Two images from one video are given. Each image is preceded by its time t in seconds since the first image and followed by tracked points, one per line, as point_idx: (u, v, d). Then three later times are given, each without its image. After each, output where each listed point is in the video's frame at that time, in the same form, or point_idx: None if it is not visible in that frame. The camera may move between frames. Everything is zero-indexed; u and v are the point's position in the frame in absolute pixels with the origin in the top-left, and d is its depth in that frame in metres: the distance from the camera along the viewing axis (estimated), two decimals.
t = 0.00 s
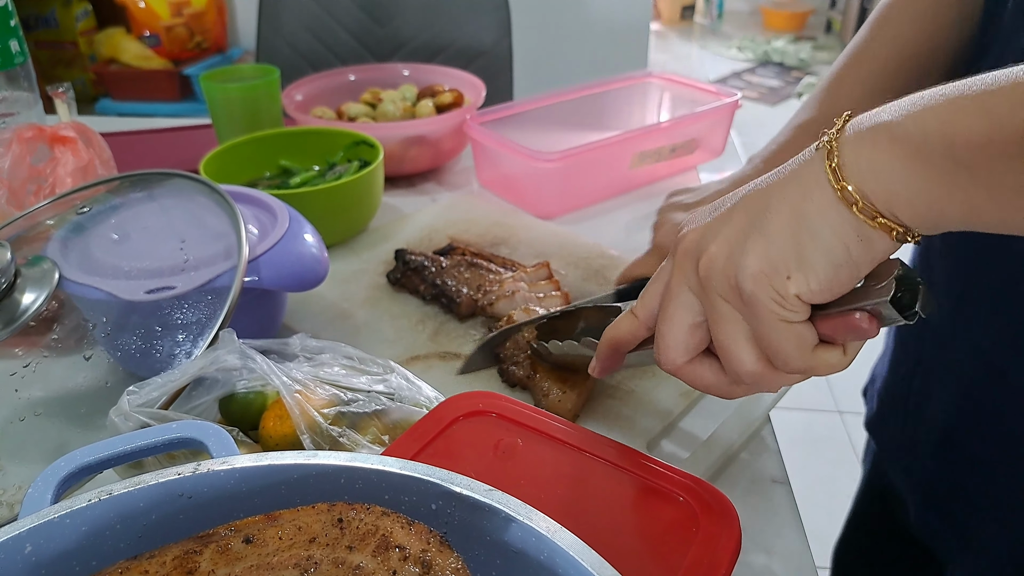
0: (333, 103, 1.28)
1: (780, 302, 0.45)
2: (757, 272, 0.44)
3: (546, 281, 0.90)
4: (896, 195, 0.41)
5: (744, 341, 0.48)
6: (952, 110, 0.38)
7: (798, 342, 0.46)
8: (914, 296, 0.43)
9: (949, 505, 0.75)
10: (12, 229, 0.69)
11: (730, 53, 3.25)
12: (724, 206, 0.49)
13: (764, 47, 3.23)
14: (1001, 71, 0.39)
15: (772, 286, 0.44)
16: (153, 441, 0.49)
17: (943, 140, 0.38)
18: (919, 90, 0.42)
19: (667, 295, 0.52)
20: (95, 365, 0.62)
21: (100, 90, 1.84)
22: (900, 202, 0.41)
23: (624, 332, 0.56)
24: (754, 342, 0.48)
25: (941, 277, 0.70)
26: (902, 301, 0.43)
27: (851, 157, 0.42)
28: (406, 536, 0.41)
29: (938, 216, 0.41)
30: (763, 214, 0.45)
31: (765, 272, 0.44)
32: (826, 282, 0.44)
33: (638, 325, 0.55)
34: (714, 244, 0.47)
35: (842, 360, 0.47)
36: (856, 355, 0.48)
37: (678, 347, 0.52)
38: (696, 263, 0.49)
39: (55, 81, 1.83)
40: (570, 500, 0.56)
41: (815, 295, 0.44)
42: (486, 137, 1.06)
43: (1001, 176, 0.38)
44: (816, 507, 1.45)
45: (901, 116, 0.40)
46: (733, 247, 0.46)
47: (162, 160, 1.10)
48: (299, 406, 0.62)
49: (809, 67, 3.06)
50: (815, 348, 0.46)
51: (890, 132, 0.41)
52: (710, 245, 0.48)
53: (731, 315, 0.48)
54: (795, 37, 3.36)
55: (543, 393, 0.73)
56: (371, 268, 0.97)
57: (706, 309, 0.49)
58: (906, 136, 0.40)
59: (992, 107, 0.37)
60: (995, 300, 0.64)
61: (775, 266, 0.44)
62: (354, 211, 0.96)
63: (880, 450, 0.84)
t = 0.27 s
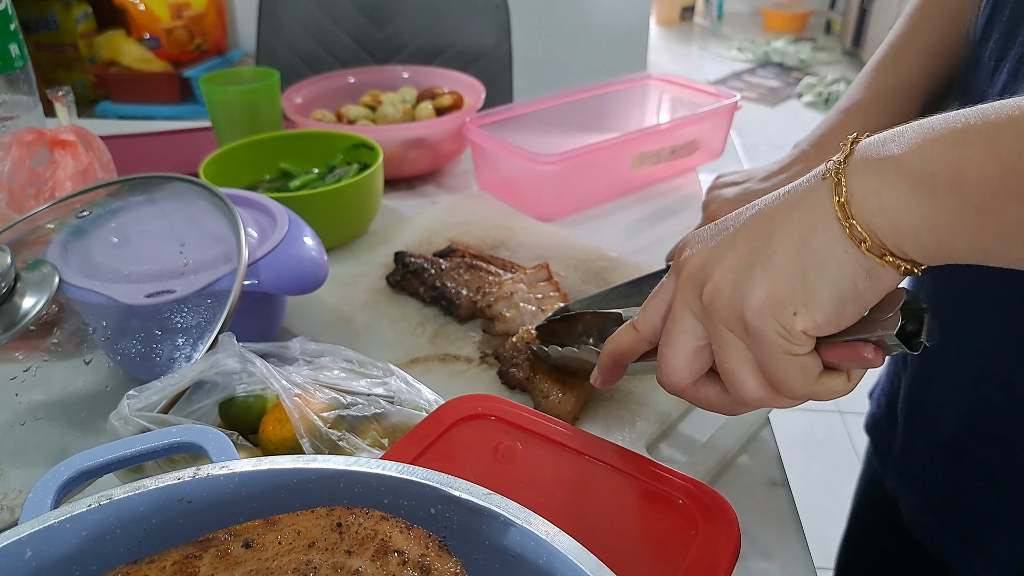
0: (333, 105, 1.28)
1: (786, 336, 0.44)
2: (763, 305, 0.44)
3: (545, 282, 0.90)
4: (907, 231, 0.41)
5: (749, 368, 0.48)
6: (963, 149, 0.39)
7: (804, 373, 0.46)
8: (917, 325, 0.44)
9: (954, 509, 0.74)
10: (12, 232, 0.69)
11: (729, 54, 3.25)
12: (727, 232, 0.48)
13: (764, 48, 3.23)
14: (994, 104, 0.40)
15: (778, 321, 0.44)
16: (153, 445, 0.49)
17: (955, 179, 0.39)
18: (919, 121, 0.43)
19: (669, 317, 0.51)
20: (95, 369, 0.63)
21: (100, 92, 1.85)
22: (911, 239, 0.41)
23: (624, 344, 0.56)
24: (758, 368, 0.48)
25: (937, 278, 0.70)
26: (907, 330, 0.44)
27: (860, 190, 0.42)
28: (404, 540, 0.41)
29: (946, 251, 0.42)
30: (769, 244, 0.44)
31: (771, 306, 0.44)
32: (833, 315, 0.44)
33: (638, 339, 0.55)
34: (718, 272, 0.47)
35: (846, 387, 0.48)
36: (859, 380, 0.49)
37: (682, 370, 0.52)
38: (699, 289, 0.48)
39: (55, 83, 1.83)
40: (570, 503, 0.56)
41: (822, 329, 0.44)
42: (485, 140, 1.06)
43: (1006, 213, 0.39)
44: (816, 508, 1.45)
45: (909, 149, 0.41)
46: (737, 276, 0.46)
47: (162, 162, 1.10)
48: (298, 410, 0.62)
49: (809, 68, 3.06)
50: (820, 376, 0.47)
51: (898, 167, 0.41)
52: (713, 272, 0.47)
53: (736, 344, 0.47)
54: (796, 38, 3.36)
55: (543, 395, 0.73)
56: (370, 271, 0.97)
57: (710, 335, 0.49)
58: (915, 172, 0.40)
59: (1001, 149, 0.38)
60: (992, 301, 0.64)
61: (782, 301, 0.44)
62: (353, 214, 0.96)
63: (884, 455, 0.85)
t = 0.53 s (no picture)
0: (333, 107, 1.28)
1: (809, 356, 0.45)
2: (785, 328, 0.45)
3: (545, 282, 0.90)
4: (938, 255, 0.42)
5: (765, 375, 0.49)
6: (996, 174, 0.39)
7: (822, 383, 0.47)
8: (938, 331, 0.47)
9: (948, 506, 0.75)
10: (12, 235, 0.69)
11: (729, 53, 3.24)
12: (741, 233, 0.47)
13: (764, 47, 3.22)
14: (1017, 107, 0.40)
15: (800, 341, 0.45)
16: (151, 448, 0.49)
17: (988, 205, 0.40)
18: (943, 120, 0.42)
19: (679, 322, 0.51)
20: (94, 371, 0.62)
21: (100, 94, 1.85)
22: (940, 260, 0.42)
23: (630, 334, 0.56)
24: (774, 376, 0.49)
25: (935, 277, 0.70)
26: (929, 335, 0.47)
27: (892, 209, 0.42)
28: (403, 544, 0.41)
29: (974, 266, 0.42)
30: (790, 263, 0.44)
31: (794, 329, 0.44)
32: (855, 335, 0.44)
33: (645, 329, 0.55)
34: (733, 290, 0.46)
35: (861, 389, 0.50)
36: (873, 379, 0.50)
37: (692, 376, 0.53)
38: (714, 301, 0.48)
39: (56, 86, 1.84)
40: (570, 505, 0.56)
41: (844, 347, 0.45)
42: (485, 141, 1.06)
43: None
44: (817, 509, 1.45)
45: (944, 168, 0.40)
46: (757, 293, 0.45)
47: (162, 164, 1.10)
48: (298, 412, 0.62)
49: (810, 67, 3.06)
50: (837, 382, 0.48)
51: (935, 190, 0.41)
52: (728, 288, 0.47)
53: (753, 357, 0.48)
54: (796, 37, 3.35)
55: (542, 395, 0.72)
56: (370, 272, 0.97)
57: (724, 343, 0.50)
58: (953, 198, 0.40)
59: None
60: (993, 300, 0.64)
61: (806, 323, 0.44)
62: (353, 215, 0.96)
63: (879, 456, 0.84)
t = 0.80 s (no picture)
0: (330, 106, 1.28)
1: (792, 308, 0.43)
2: (772, 273, 0.42)
3: (543, 282, 0.90)
4: (949, 198, 0.40)
5: (745, 346, 0.47)
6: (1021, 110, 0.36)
7: (804, 353, 0.44)
8: (935, 309, 0.42)
9: (939, 510, 0.75)
10: (5, 234, 0.68)
11: (727, 54, 3.24)
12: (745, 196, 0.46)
13: (762, 48, 3.22)
14: None
15: (786, 289, 0.42)
16: (145, 450, 0.48)
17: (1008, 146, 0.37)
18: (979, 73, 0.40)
19: (669, 291, 0.50)
20: (87, 372, 0.61)
21: (96, 93, 1.85)
22: (952, 206, 0.40)
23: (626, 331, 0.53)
24: (756, 348, 0.46)
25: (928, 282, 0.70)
26: (922, 312, 0.42)
27: (902, 149, 0.40)
28: (398, 547, 0.41)
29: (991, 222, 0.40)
30: (787, 208, 0.43)
31: (781, 274, 0.42)
32: (845, 289, 0.42)
33: (642, 324, 0.53)
34: (727, 239, 0.45)
35: (847, 375, 0.46)
36: (861, 370, 0.47)
37: (678, 353, 0.50)
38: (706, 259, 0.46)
39: (51, 84, 1.83)
40: (566, 507, 0.56)
41: (830, 302, 0.42)
42: (483, 141, 1.06)
43: None
44: (815, 510, 1.45)
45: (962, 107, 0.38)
46: (749, 241, 0.44)
47: (157, 163, 1.10)
48: (293, 413, 0.61)
49: (807, 68, 3.06)
50: (820, 360, 0.45)
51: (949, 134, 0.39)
52: (722, 240, 0.45)
53: (735, 320, 0.46)
54: (794, 39, 3.36)
55: (540, 396, 0.72)
56: (367, 272, 0.97)
57: (709, 311, 0.47)
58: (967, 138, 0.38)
59: None
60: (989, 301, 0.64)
61: (795, 268, 0.42)
62: (350, 215, 0.96)
63: (875, 458, 0.84)
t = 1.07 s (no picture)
0: (327, 108, 1.28)
1: (749, 272, 0.44)
2: (728, 239, 0.44)
3: (540, 283, 0.90)
4: (893, 168, 0.41)
5: (713, 317, 0.47)
6: (963, 89, 0.38)
7: (764, 318, 0.45)
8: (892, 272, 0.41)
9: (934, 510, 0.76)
10: (3, 237, 0.69)
11: (725, 55, 3.25)
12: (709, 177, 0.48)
13: (759, 48, 3.22)
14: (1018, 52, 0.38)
15: (743, 255, 0.44)
16: (143, 453, 0.48)
17: (951, 120, 0.38)
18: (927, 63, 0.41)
19: (644, 273, 0.51)
20: (86, 375, 0.62)
21: (94, 95, 1.85)
22: (895, 176, 0.41)
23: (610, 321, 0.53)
24: (723, 318, 0.47)
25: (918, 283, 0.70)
26: (878, 276, 0.42)
27: (850, 121, 0.41)
28: (396, 549, 0.41)
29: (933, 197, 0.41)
30: (745, 180, 0.44)
31: (736, 239, 0.44)
32: (799, 253, 0.43)
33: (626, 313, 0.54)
34: (690, 214, 0.47)
35: (811, 342, 0.46)
36: (828, 339, 0.47)
37: (649, 328, 0.51)
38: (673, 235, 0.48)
39: (50, 86, 1.83)
40: (563, 508, 0.56)
41: (785, 266, 0.44)
42: (480, 142, 1.06)
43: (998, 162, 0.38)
44: (813, 510, 1.45)
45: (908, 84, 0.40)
46: (709, 214, 0.45)
47: (155, 165, 1.10)
48: (291, 415, 0.61)
49: (805, 68, 3.06)
50: (782, 325, 0.46)
51: (895, 106, 0.40)
52: (687, 216, 0.47)
53: (701, 290, 0.47)
54: (791, 39, 3.36)
55: (539, 398, 0.72)
56: (365, 274, 0.97)
57: (680, 286, 0.49)
58: (910, 110, 0.39)
59: (1004, 90, 0.37)
60: (983, 301, 0.64)
61: (749, 233, 0.43)
62: (347, 217, 0.96)
63: (868, 458, 0.84)
